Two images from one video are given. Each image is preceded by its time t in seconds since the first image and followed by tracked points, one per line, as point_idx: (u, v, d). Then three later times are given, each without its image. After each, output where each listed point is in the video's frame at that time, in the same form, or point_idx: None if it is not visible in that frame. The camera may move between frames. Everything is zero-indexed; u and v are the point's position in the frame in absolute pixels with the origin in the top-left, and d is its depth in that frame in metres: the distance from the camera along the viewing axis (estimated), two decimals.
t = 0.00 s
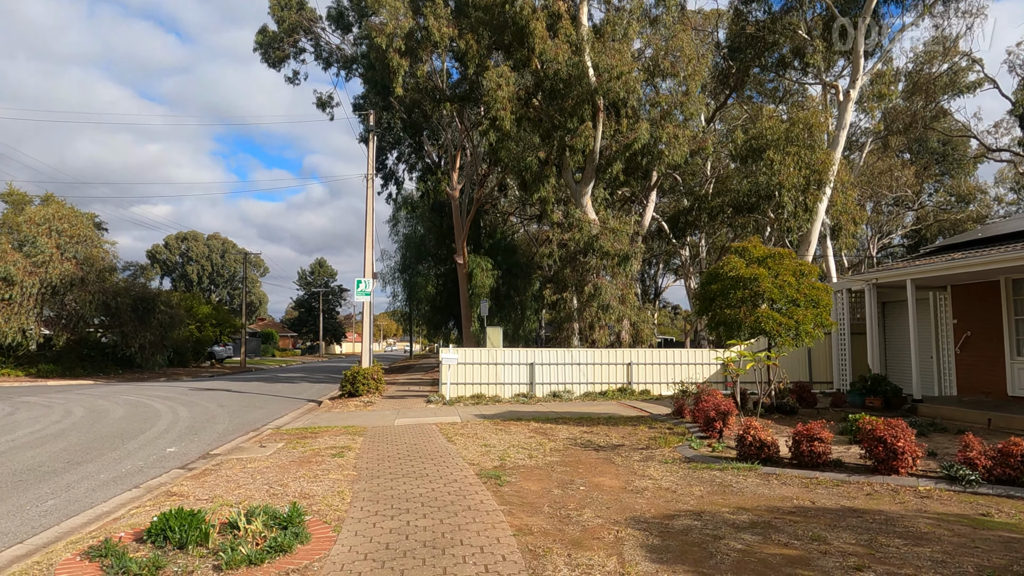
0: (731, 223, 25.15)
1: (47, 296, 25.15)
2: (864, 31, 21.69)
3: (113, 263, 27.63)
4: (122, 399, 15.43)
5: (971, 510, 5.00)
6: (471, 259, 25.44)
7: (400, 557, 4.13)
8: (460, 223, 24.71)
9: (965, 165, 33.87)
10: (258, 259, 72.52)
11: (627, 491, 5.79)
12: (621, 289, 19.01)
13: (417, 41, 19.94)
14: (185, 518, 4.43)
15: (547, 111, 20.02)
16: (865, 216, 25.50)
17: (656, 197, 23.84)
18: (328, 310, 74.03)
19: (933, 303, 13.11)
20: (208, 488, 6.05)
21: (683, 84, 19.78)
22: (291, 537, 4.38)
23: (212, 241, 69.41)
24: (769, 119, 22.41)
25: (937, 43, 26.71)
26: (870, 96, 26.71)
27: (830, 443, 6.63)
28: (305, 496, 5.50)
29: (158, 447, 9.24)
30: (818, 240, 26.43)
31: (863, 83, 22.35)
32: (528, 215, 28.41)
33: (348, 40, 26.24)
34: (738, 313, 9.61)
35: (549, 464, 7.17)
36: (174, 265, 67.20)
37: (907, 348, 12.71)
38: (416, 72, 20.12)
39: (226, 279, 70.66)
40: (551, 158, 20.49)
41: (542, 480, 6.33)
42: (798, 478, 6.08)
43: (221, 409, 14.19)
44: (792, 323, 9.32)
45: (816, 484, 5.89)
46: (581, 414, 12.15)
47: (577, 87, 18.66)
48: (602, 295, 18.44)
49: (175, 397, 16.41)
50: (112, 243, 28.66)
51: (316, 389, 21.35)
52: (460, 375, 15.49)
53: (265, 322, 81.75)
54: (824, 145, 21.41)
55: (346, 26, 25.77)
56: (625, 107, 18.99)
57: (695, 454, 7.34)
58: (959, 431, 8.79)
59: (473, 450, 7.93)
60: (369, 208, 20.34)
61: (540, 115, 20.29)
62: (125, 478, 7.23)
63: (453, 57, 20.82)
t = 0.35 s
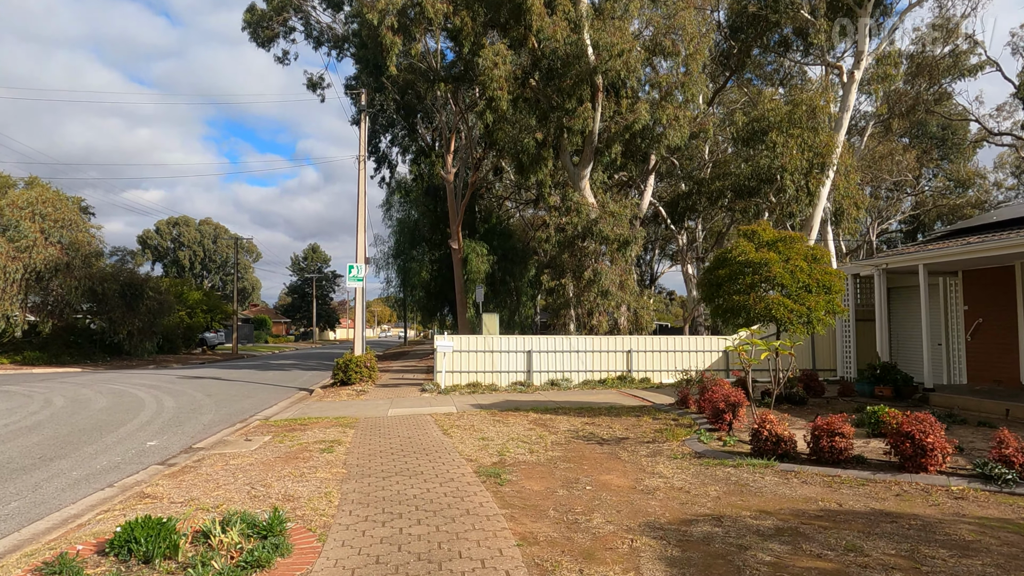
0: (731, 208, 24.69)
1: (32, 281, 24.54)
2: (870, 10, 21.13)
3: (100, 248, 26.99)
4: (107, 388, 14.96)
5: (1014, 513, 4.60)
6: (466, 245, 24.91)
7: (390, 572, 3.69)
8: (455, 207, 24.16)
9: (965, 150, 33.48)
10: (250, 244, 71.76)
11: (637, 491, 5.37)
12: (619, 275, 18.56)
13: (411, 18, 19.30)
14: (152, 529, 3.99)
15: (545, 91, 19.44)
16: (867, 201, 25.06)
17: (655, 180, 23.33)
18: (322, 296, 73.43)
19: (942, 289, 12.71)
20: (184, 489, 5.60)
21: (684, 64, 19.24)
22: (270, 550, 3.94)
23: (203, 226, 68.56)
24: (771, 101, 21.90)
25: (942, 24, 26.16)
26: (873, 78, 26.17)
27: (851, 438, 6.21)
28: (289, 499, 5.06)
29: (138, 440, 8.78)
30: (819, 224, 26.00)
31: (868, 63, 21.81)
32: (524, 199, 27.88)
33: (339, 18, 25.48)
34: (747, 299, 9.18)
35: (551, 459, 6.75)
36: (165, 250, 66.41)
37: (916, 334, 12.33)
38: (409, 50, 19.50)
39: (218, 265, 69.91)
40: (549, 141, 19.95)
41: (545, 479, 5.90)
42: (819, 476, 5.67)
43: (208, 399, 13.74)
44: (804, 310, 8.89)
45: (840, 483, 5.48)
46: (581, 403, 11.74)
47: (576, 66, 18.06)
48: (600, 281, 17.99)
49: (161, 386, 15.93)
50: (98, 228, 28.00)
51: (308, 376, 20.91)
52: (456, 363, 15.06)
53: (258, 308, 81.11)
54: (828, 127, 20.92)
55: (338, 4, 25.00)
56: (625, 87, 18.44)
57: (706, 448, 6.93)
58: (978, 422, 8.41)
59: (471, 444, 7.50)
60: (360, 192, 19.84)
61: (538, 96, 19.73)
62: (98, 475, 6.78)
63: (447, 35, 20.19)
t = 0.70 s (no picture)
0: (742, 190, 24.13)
1: (30, 267, 24.18)
2: None
3: (99, 233, 26.57)
4: (104, 375, 14.62)
5: None
6: (471, 229, 24.41)
7: None
8: (459, 191, 23.66)
9: (979, 132, 32.82)
10: (253, 229, 71.48)
11: (662, 491, 4.95)
12: (628, 259, 18.07)
13: None
14: (129, 537, 3.60)
15: (552, 69, 18.85)
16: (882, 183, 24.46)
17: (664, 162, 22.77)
18: (325, 282, 73.17)
19: (967, 273, 12.21)
20: (173, 487, 5.21)
21: (695, 42, 18.64)
22: (260, 561, 3.54)
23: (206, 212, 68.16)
24: (784, 80, 21.27)
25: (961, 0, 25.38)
26: (888, 57, 25.44)
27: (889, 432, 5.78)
28: (285, 500, 4.66)
29: (131, 431, 8.40)
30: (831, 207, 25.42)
31: (885, 40, 21.12)
32: (530, 182, 27.33)
33: None
34: (769, 283, 8.72)
35: (565, 453, 6.34)
36: (169, 236, 66.09)
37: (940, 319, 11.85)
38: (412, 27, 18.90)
39: (222, 251, 69.59)
40: (556, 122, 19.40)
41: (560, 476, 5.49)
42: (857, 474, 5.25)
43: (207, 386, 13.38)
44: (830, 295, 8.42)
45: (881, 482, 5.05)
46: (591, 392, 11.33)
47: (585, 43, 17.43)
48: (608, 265, 17.52)
49: (161, 372, 15.60)
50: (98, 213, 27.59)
51: (310, 363, 20.56)
52: (461, 350, 14.66)
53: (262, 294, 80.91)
54: (844, 106, 20.30)
55: None
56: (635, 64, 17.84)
57: (729, 442, 6.51)
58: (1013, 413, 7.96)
59: (479, 437, 7.08)
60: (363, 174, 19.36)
61: (545, 75, 19.15)
62: (85, 471, 6.39)
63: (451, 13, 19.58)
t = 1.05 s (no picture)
0: (776, 179, 23.31)
1: (59, 260, 24.38)
2: None
3: (127, 226, 26.70)
4: (129, 366, 14.53)
5: None
6: (496, 220, 23.95)
7: None
8: (484, 182, 23.22)
9: None
10: (280, 222, 71.95)
11: (708, 499, 4.47)
12: (658, 250, 17.47)
13: None
14: (120, 550, 3.24)
15: (580, 54, 18.26)
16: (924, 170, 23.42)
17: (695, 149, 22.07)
18: (352, 274, 73.44)
19: None
20: (180, 488, 4.86)
21: (729, 23, 17.91)
22: None
23: (235, 206, 68.77)
24: (823, 63, 20.41)
25: None
26: (933, 39, 24.34)
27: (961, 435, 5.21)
28: (296, 506, 4.29)
29: (147, 426, 8.15)
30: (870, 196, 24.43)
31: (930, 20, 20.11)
32: (556, 172, 26.79)
33: None
34: (815, 272, 8.15)
35: (599, 455, 5.88)
36: (198, 230, 66.87)
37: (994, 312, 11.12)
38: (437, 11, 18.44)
39: (250, 244, 70.20)
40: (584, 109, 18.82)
41: (594, 481, 5.04)
42: (927, 483, 4.72)
43: (229, 379, 13.18)
44: (882, 285, 7.82)
45: (956, 492, 4.51)
46: (622, 387, 10.84)
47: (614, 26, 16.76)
48: (637, 255, 16.96)
49: (185, 365, 15.48)
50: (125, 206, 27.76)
51: (334, 355, 20.36)
52: (487, 343, 14.26)
53: (289, 287, 81.58)
54: (886, 89, 19.39)
55: None
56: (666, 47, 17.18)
57: (777, 444, 5.99)
58: None
59: (506, 436, 6.66)
60: (386, 164, 19.08)
61: (573, 60, 18.57)
62: (95, 468, 6.11)
63: None
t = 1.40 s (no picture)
0: (841, 166, 22.08)
1: (119, 255, 25.05)
2: None
3: (183, 221, 27.22)
4: (182, 361, 14.66)
5: None
6: (545, 212, 23.41)
7: None
8: (533, 173, 22.69)
9: None
10: (332, 216, 73.03)
11: (796, 530, 3.91)
12: (716, 242, 16.66)
13: None
14: None
15: (633, 37, 17.44)
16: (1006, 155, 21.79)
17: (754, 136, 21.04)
18: (401, 267, 74.06)
19: None
20: (214, 501, 4.57)
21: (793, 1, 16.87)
22: None
23: (289, 200, 70.10)
24: (895, 41, 19.10)
25: None
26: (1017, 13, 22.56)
27: None
28: (335, 528, 3.92)
29: (193, 425, 8.00)
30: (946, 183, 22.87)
31: None
32: (607, 163, 26.06)
33: None
34: (901, 265, 7.38)
35: (663, 469, 5.35)
36: (253, 224, 68.49)
37: None
38: None
39: (303, 238, 71.48)
40: (637, 96, 18.06)
41: (661, 502, 4.52)
42: None
43: (278, 375, 13.11)
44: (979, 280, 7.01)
45: None
46: (681, 388, 10.24)
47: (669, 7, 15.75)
48: (695, 248, 16.21)
49: (236, 359, 15.55)
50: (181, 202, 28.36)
51: (383, 350, 20.26)
52: (537, 339, 13.80)
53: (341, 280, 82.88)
54: (966, 68, 18.00)
55: None
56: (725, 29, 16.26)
57: (866, 461, 5.35)
58: None
59: (560, 445, 6.20)
60: (433, 157, 18.79)
61: (625, 44, 17.81)
62: (136, 472, 5.92)
63: None
